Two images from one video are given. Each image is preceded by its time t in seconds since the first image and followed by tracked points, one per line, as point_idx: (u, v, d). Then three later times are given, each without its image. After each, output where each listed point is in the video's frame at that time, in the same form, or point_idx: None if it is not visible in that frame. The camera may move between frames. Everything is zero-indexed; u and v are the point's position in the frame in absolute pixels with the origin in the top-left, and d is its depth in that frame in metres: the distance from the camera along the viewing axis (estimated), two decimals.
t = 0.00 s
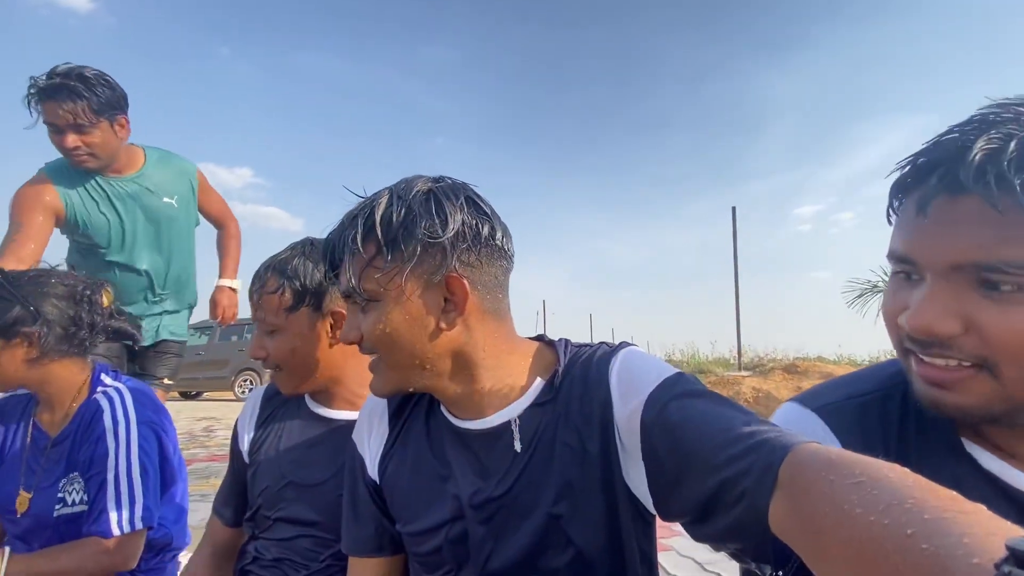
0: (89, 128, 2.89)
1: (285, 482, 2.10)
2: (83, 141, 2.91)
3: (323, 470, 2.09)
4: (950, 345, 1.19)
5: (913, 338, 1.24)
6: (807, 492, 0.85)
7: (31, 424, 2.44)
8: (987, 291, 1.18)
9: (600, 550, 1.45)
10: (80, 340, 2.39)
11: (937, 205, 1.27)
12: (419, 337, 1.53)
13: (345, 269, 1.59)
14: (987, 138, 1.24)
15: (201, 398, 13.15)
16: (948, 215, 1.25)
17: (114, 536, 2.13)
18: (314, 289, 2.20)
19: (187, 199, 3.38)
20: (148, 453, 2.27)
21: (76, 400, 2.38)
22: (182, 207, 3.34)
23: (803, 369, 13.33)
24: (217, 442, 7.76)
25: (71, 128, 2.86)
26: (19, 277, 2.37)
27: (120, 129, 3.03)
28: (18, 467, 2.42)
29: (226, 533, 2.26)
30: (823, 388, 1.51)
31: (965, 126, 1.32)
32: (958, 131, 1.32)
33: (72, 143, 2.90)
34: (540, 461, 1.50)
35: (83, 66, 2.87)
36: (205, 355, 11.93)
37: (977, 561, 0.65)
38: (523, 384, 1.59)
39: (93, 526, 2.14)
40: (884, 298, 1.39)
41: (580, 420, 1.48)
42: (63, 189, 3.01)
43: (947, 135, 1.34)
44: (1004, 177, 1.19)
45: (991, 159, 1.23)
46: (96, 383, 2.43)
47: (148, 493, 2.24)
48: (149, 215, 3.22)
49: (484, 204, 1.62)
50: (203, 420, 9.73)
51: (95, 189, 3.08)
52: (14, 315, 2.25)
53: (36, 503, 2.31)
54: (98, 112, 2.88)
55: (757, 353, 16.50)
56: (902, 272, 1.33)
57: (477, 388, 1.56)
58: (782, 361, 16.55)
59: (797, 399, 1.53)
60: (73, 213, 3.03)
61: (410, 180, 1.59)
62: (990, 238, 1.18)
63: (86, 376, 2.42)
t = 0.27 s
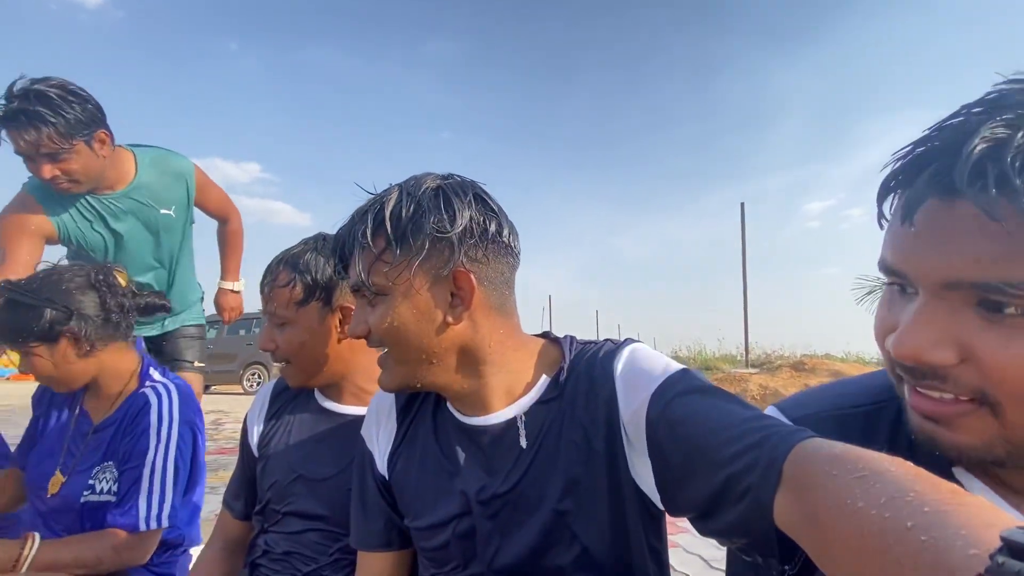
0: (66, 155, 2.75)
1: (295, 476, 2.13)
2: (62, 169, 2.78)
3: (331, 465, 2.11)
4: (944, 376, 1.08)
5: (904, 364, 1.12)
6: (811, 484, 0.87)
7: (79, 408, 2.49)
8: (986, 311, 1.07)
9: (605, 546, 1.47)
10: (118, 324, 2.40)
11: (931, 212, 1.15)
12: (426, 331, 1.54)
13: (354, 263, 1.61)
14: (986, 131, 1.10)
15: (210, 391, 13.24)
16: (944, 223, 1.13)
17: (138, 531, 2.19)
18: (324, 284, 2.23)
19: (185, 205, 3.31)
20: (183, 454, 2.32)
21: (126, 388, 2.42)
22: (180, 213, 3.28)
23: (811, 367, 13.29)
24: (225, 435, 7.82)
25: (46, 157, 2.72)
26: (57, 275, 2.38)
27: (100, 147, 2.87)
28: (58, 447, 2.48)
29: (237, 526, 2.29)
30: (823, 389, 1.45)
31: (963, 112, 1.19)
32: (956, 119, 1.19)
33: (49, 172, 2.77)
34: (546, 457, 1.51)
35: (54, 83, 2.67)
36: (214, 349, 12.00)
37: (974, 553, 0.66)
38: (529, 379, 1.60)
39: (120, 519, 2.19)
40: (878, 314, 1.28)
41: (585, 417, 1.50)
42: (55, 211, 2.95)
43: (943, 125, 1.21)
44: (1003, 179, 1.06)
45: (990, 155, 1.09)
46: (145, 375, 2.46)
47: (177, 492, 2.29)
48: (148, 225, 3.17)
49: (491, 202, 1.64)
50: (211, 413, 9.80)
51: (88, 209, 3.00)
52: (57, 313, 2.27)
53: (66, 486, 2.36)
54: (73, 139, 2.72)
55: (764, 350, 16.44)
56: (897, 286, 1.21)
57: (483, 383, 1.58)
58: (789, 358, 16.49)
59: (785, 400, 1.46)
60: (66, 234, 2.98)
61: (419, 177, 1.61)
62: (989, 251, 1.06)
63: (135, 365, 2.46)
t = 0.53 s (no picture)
0: (69, 174, 2.70)
1: (302, 475, 2.14)
2: (66, 187, 2.74)
3: (336, 465, 2.12)
4: (964, 404, 1.04)
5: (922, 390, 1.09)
6: (813, 493, 0.87)
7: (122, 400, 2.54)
8: (1011, 335, 1.01)
9: (609, 548, 1.47)
10: (174, 328, 2.50)
11: (954, 226, 1.09)
12: (428, 333, 1.55)
13: (357, 266, 1.62)
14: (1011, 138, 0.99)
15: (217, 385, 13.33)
16: (968, 240, 1.07)
17: (164, 530, 2.23)
18: (328, 284, 2.24)
19: (195, 206, 3.33)
20: (216, 458, 2.36)
21: (172, 386, 2.47)
22: (190, 215, 3.32)
23: (817, 365, 13.24)
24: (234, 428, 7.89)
25: (49, 177, 2.68)
26: (119, 278, 2.46)
27: (102, 160, 2.82)
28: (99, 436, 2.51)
29: (245, 523, 2.31)
30: (836, 401, 1.46)
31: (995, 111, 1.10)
32: (988, 119, 1.10)
33: (54, 191, 2.74)
34: (550, 459, 1.52)
35: (50, 100, 2.61)
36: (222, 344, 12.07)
37: (975, 567, 0.66)
38: (531, 382, 1.61)
39: (151, 518, 2.23)
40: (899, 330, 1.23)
41: (588, 420, 1.50)
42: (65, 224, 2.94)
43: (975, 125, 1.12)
44: None
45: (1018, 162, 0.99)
46: (190, 375, 2.51)
47: (204, 495, 2.33)
48: (159, 229, 3.21)
49: (493, 205, 1.64)
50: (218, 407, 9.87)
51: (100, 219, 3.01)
52: (120, 315, 2.35)
53: (102, 475, 2.39)
54: (74, 157, 2.67)
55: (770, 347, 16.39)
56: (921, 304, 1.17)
57: (484, 386, 1.59)
58: (796, 356, 16.44)
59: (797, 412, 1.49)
60: (75, 243, 2.98)
61: (422, 180, 1.61)
62: (1014, 271, 1.00)
63: (182, 364, 2.51)
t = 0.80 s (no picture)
0: (97, 164, 2.73)
1: (314, 468, 2.15)
2: (93, 178, 2.77)
3: (350, 459, 2.14)
4: (988, 381, 0.98)
5: (945, 364, 1.04)
6: (828, 487, 0.87)
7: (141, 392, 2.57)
8: None
9: (620, 541, 1.47)
10: (196, 326, 2.54)
11: (987, 190, 1.05)
12: (437, 327, 1.55)
13: (368, 260, 1.63)
14: None
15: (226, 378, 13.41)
16: (1001, 206, 1.02)
17: (177, 519, 2.23)
18: (340, 279, 2.24)
19: (218, 200, 3.33)
20: (229, 450, 2.37)
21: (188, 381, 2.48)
22: (213, 211, 3.32)
23: (823, 362, 13.22)
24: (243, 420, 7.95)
25: (77, 167, 2.71)
26: (148, 274, 2.51)
27: (130, 153, 2.84)
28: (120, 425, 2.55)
29: (258, 515, 2.33)
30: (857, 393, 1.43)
31: None
32: None
33: (81, 182, 2.76)
34: (559, 452, 1.53)
35: (83, 90, 2.65)
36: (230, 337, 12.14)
37: (995, 565, 0.66)
38: (539, 376, 1.61)
39: (165, 507, 2.24)
40: (926, 307, 1.18)
41: (598, 414, 1.50)
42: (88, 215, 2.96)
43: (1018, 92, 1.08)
44: None
45: None
46: (206, 373, 2.52)
47: (217, 487, 2.34)
48: (181, 224, 3.21)
49: (503, 199, 1.64)
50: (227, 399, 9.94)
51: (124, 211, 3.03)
52: (146, 309, 2.40)
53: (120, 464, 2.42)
54: (103, 148, 2.70)
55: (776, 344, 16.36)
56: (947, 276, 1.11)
57: (494, 380, 1.59)
58: (802, 352, 16.40)
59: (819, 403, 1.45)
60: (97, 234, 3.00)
61: (433, 175, 1.62)
62: None
63: (200, 362, 2.53)
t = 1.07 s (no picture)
0: (120, 142, 2.73)
1: (322, 467, 2.16)
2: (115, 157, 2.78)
3: (358, 459, 2.14)
4: (973, 383, 0.95)
5: (933, 365, 1.01)
6: (836, 488, 0.87)
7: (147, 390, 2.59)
8: None
9: (627, 542, 1.47)
10: (201, 326, 2.54)
11: (973, 191, 1.01)
12: (442, 328, 1.56)
13: (373, 261, 1.63)
14: None
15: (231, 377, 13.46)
16: (985, 207, 0.97)
17: (184, 516, 2.25)
18: (346, 279, 2.25)
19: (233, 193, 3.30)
20: (233, 447, 2.38)
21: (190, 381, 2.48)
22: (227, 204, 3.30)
23: (828, 359, 13.19)
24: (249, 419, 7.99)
25: (101, 145, 2.72)
26: (156, 271, 2.51)
27: (154, 136, 2.85)
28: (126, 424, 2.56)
29: (266, 514, 2.33)
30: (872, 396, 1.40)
31: None
32: None
33: (103, 160, 2.77)
34: (565, 453, 1.53)
35: (116, 70, 2.68)
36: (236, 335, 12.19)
37: (1007, 566, 0.66)
38: (545, 377, 1.61)
39: (172, 504, 2.25)
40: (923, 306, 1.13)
41: (605, 414, 1.50)
42: (108, 197, 3.02)
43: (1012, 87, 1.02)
44: None
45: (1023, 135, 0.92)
46: (210, 371, 2.53)
47: (223, 483, 2.35)
48: (195, 217, 3.20)
49: (508, 200, 1.64)
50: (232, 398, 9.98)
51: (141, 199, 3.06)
52: (152, 306, 2.41)
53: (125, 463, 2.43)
54: (128, 129, 2.72)
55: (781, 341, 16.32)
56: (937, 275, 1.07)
57: (499, 380, 1.59)
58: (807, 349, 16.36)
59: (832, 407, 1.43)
60: (113, 217, 3.05)
61: (438, 176, 1.62)
62: None
63: (204, 361, 2.55)
